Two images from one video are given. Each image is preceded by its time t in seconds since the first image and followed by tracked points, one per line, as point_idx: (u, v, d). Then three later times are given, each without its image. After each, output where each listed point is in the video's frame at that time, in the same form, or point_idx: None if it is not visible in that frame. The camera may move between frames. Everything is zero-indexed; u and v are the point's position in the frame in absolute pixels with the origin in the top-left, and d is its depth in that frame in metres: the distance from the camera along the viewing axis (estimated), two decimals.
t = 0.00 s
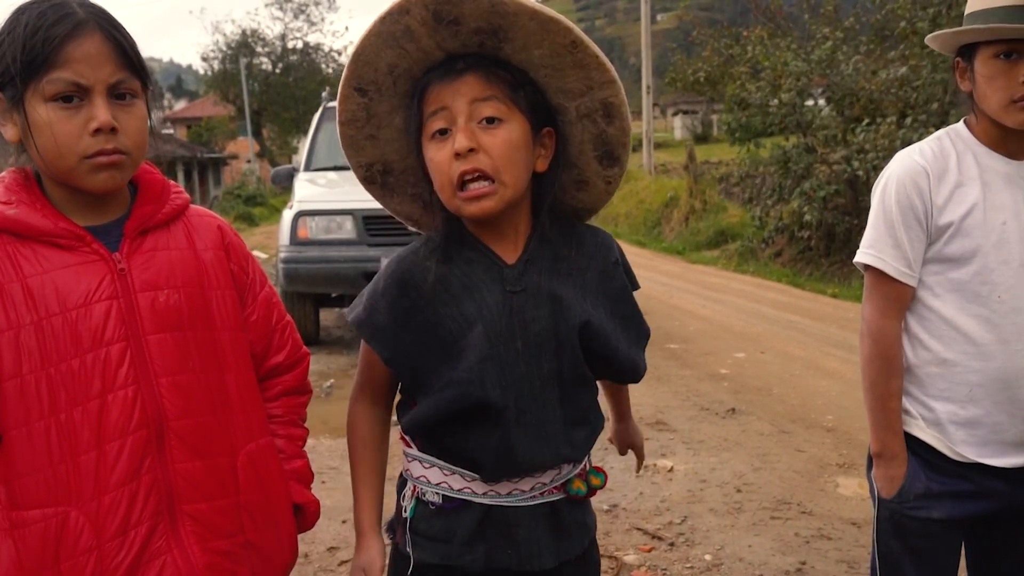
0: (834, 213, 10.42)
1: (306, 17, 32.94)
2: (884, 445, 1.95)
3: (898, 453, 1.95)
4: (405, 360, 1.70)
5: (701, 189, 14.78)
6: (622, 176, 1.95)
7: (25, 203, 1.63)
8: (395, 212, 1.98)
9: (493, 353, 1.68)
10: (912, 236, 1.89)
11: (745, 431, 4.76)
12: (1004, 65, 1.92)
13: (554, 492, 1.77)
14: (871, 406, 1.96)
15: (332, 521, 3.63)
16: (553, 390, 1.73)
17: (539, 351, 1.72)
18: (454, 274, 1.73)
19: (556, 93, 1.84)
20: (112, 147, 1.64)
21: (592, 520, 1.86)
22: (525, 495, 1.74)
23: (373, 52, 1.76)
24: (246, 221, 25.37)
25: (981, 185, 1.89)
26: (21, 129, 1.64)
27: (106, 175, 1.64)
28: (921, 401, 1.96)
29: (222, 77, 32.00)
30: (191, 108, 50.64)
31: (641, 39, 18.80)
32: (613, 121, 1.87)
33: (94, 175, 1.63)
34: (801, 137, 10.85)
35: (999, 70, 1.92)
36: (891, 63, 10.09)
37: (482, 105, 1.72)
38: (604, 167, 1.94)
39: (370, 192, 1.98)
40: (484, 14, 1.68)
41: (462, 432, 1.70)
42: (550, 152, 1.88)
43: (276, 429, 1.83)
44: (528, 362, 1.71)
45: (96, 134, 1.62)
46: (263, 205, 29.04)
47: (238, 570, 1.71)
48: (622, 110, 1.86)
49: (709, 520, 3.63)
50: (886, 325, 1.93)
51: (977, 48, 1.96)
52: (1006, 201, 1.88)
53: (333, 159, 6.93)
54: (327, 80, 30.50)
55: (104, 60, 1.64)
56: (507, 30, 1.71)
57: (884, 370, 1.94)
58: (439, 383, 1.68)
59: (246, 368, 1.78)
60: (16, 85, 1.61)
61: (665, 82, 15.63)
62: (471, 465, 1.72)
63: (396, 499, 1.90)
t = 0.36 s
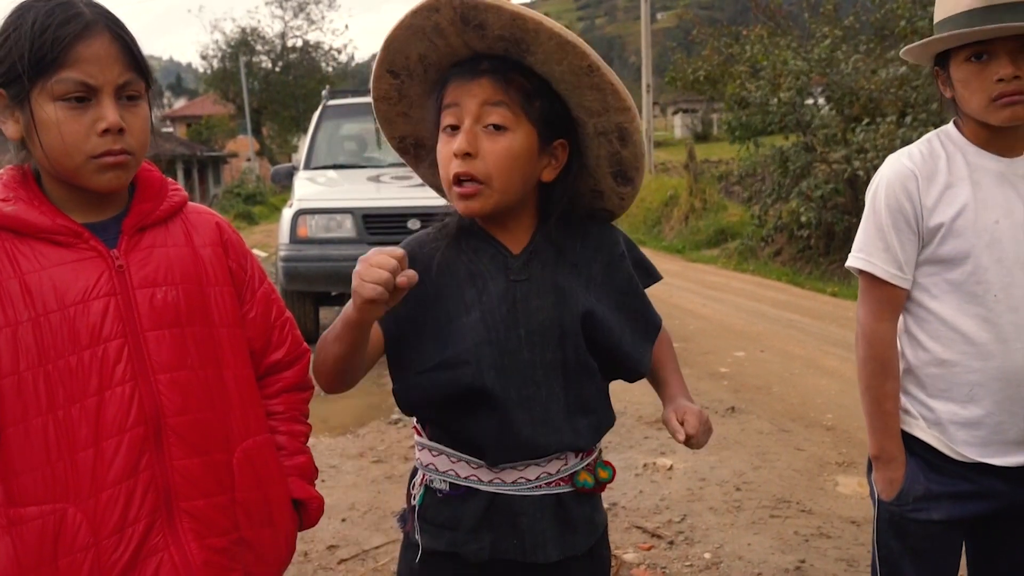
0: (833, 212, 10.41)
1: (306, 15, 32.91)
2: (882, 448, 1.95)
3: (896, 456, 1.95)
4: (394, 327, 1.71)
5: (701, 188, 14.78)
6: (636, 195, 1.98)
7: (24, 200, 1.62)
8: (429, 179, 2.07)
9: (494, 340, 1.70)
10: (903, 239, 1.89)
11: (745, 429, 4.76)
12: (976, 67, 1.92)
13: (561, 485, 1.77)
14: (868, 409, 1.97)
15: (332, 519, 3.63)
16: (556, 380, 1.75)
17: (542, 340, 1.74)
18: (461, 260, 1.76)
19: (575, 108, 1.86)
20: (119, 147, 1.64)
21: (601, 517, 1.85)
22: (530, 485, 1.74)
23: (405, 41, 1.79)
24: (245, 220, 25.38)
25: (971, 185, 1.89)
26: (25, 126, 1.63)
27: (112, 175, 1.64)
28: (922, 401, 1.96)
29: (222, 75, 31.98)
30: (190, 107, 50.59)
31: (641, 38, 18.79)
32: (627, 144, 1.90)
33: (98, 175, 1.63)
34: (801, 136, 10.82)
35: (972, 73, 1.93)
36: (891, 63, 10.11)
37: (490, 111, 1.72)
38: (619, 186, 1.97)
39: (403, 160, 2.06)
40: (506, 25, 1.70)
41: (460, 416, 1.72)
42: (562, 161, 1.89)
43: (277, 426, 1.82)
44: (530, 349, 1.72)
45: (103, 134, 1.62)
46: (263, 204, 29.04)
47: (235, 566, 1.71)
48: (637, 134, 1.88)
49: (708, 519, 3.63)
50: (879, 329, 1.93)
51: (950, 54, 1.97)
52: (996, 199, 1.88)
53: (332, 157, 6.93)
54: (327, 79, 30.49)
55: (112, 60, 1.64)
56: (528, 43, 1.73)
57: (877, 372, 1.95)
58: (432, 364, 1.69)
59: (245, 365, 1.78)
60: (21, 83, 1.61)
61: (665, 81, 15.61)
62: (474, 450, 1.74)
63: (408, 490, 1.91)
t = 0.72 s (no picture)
0: (832, 211, 10.43)
1: (306, 14, 32.92)
2: (879, 449, 1.96)
3: (892, 457, 1.96)
4: (401, 332, 1.75)
5: (701, 186, 14.80)
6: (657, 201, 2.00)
7: (27, 198, 1.62)
8: (445, 174, 2.07)
9: (500, 337, 1.71)
10: (894, 239, 1.90)
11: (745, 427, 4.76)
12: (958, 70, 1.93)
13: (563, 480, 1.77)
14: (865, 411, 1.97)
15: (333, 518, 3.63)
16: (563, 379, 1.74)
17: (549, 340, 1.74)
18: (471, 254, 1.77)
19: (611, 111, 1.88)
20: (141, 147, 1.66)
21: (603, 515, 1.85)
22: (531, 481, 1.75)
23: (445, 32, 1.79)
24: (246, 218, 25.39)
25: (961, 183, 1.89)
26: (43, 124, 1.63)
27: (132, 174, 1.65)
28: (921, 400, 1.96)
29: (222, 74, 31.99)
30: (190, 105, 50.57)
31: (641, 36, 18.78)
32: (658, 151, 1.92)
33: (122, 173, 1.64)
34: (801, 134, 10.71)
35: (954, 76, 1.93)
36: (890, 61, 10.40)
37: (528, 110, 1.73)
38: (642, 193, 1.98)
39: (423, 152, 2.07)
40: (555, 24, 1.72)
41: (466, 412, 1.73)
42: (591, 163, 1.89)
43: (278, 424, 1.83)
44: (539, 348, 1.72)
45: (129, 133, 1.64)
46: (264, 202, 29.07)
47: (239, 564, 1.71)
48: (669, 143, 1.90)
49: (709, 517, 3.63)
50: (873, 329, 1.94)
51: (932, 58, 1.98)
52: (986, 195, 1.88)
53: (332, 155, 6.93)
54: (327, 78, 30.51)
55: (135, 62, 1.67)
56: (574, 43, 1.75)
57: (873, 372, 1.95)
58: (444, 359, 1.73)
59: (247, 363, 1.78)
60: (43, 80, 1.61)
61: (665, 79, 15.60)
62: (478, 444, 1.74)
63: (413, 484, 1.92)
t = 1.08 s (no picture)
0: (832, 209, 10.49)
1: (306, 12, 32.90)
2: (876, 445, 1.97)
3: (888, 452, 1.97)
4: (412, 319, 1.74)
5: (700, 183, 14.80)
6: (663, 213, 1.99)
7: (31, 196, 1.62)
8: (464, 164, 2.08)
9: (503, 341, 1.71)
10: (889, 237, 1.90)
11: (745, 425, 4.77)
12: (952, 69, 1.93)
13: (556, 475, 1.78)
14: (862, 409, 1.97)
15: (333, 515, 3.63)
16: (561, 384, 1.75)
17: (550, 347, 1.74)
18: (479, 254, 1.77)
19: (618, 124, 1.85)
20: (151, 147, 1.67)
21: (595, 509, 1.86)
22: (524, 475, 1.75)
23: (456, 34, 1.79)
24: (246, 217, 25.40)
25: (956, 180, 1.89)
26: (51, 121, 1.62)
27: (141, 174, 1.66)
28: (917, 396, 1.97)
29: (222, 72, 31.98)
30: (190, 104, 50.56)
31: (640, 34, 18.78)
32: (665, 169, 1.89)
33: (131, 173, 1.65)
34: (801, 132, 10.82)
35: (949, 76, 1.94)
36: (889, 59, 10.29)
37: (534, 121, 1.73)
38: (649, 206, 1.97)
39: (440, 142, 2.09)
40: (562, 39, 1.70)
41: (467, 411, 1.75)
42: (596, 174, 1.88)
43: (279, 422, 1.83)
44: (540, 354, 1.73)
45: (139, 134, 1.64)
46: (263, 201, 29.08)
47: (243, 562, 1.71)
48: (676, 163, 1.88)
49: (708, 514, 3.64)
50: (869, 326, 1.95)
51: (927, 58, 1.99)
52: (981, 193, 1.88)
53: (332, 153, 6.93)
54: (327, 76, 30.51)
55: (146, 63, 1.67)
56: (583, 58, 1.73)
57: (869, 369, 1.96)
58: (449, 358, 1.73)
59: (251, 361, 1.79)
60: (54, 79, 1.60)
61: (665, 77, 15.60)
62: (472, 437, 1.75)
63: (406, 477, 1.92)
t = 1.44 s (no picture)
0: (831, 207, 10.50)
1: (305, 12, 32.89)
2: (875, 442, 1.97)
3: (889, 450, 1.97)
4: (421, 322, 1.74)
5: (700, 182, 14.80)
6: (662, 184, 1.93)
7: (38, 194, 1.63)
8: (462, 173, 2.06)
9: (502, 327, 1.71)
10: (888, 235, 1.90)
11: (744, 424, 4.77)
12: (955, 66, 1.93)
13: (560, 477, 1.78)
14: (862, 407, 1.98)
15: (333, 515, 3.63)
16: (559, 375, 1.75)
17: (549, 332, 1.74)
18: (477, 245, 1.78)
19: (597, 98, 1.83)
20: (121, 142, 1.63)
21: (599, 512, 1.85)
22: (528, 477, 1.75)
23: (435, 36, 1.82)
24: (245, 216, 25.41)
25: (956, 179, 1.89)
26: (31, 124, 1.65)
27: (116, 170, 1.63)
28: (915, 394, 1.97)
29: (221, 71, 31.98)
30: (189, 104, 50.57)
31: (639, 33, 18.77)
32: (650, 136, 1.85)
33: (103, 170, 1.62)
34: (800, 130, 10.85)
35: (951, 73, 1.94)
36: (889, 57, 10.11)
37: (521, 109, 1.75)
38: (644, 177, 1.92)
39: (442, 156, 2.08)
40: (531, 18, 1.72)
41: (466, 401, 1.74)
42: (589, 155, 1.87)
43: (284, 423, 1.83)
44: (539, 339, 1.74)
45: (104, 129, 1.61)
46: (262, 200, 29.09)
47: (244, 563, 1.71)
48: (659, 127, 1.84)
49: (708, 512, 3.64)
50: (869, 325, 1.95)
51: (929, 54, 1.98)
52: (980, 192, 1.88)
53: (332, 153, 6.93)
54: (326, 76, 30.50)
55: (112, 53, 1.64)
56: (552, 36, 1.73)
57: (868, 367, 1.96)
58: (450, 349, 1.73)
59: (256, 362, 1.78)
60: (25, 82, 1.64)
61: (664, 76, 15.60)
62: (475, 438, 1.76)
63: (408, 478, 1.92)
